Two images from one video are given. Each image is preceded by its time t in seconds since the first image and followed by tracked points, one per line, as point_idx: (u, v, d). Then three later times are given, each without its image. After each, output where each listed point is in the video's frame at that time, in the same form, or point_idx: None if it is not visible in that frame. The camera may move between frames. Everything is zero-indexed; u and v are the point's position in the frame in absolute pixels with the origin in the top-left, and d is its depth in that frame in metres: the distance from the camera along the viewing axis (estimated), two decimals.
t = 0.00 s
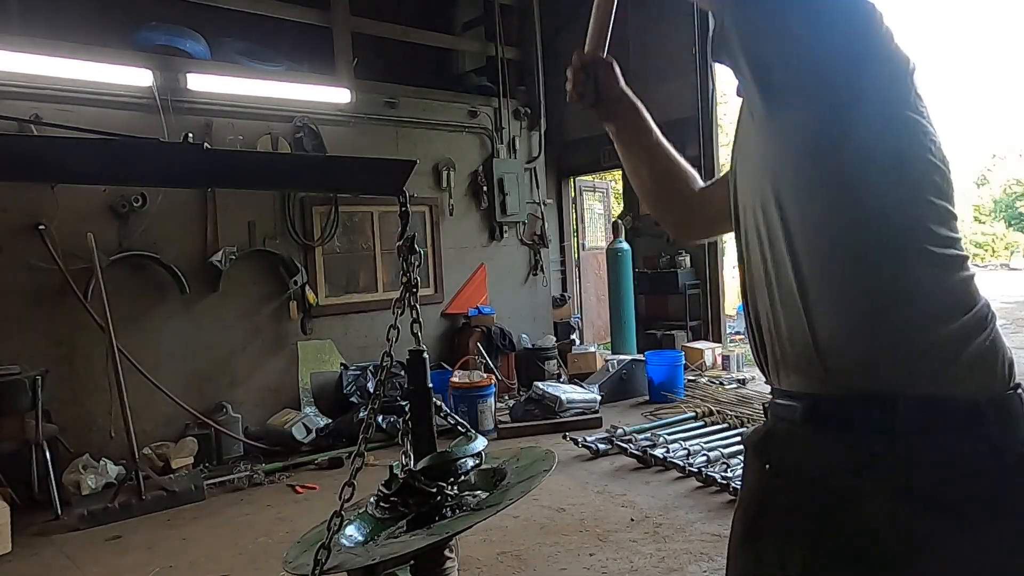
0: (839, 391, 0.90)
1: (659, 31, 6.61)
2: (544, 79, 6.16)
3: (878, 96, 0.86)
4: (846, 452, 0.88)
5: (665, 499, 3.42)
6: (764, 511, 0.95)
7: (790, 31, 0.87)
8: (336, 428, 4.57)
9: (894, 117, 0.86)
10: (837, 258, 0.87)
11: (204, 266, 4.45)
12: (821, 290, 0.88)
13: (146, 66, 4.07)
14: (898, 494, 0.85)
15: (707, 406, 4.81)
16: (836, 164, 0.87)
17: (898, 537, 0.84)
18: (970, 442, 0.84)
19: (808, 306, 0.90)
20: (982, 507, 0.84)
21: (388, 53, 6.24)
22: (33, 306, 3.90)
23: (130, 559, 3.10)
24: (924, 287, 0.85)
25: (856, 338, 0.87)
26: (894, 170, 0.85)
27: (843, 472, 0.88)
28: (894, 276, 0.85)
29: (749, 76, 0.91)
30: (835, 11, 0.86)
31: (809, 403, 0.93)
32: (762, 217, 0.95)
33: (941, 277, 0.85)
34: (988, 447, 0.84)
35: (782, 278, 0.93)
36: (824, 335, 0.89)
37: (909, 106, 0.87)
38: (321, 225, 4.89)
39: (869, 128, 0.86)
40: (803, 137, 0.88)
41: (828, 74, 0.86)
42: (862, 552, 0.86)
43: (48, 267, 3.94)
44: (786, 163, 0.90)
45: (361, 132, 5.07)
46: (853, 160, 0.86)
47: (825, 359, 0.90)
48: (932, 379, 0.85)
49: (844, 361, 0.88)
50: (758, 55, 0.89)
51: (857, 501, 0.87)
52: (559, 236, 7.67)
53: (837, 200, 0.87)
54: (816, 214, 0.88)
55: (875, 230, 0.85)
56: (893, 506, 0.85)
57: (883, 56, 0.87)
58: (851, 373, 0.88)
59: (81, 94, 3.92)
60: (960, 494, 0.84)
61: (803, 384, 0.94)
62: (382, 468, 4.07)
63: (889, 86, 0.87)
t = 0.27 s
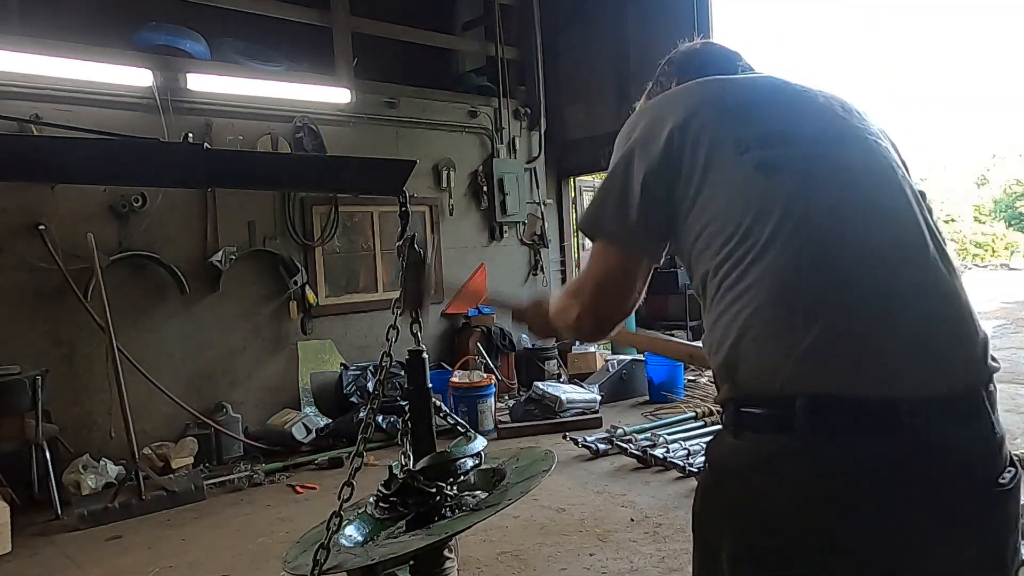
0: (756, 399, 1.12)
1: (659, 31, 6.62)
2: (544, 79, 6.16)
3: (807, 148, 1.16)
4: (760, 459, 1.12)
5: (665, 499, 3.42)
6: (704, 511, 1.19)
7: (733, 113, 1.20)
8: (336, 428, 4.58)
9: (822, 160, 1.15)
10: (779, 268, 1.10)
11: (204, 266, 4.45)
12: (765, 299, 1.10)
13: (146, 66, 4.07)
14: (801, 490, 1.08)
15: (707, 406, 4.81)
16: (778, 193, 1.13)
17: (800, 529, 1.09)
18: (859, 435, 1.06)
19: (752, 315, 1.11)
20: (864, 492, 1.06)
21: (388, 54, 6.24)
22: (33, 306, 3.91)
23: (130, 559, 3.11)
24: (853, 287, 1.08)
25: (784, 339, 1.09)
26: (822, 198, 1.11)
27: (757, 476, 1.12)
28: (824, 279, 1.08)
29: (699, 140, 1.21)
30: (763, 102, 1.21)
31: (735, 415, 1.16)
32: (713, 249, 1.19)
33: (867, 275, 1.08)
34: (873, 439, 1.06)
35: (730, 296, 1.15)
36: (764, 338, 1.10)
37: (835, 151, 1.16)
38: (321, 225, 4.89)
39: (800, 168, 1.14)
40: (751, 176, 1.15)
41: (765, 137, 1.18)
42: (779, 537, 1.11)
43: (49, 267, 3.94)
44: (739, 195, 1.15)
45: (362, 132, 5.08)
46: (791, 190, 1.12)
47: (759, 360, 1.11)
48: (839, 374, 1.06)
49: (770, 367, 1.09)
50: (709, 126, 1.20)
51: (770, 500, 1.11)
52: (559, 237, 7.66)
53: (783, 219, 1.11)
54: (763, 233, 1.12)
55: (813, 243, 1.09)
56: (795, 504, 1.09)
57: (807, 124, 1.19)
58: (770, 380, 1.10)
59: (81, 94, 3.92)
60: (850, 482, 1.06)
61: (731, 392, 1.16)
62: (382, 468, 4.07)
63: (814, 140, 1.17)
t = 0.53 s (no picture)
0: (713, 393, 1.12)
1: (659, 31, 6.63)
2: (543, 79, 6.16)
3: (775, 132, 1.10)
4: (718, 451, 1.13)
5: (665, 499, 3.42)
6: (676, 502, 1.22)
7: (702, 101, 1.16)
8: (336, 428, 4.58)
9: (790, 144, 1.09)
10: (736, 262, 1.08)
11: (204, 266, 4.45)
12: (720, 296, 1.10)
13: (146, 66, 4.07)
14: (750, 482, 1.09)
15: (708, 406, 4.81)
16: (739, 186, 1.09)
17: (752, 521, 1.10)
18: (803, 430, 1.05)
19: (707, 313, 1.11)
20: (810, 485, 1.05)
21: (388, 53, 6.24)
22: (33, 307, 3.91)
23: (130, 559, 3.10)
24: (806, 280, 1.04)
25: (735, 334, 1.08)
26: (785, 187, 1.07)
27: (715, 467, 1.13)
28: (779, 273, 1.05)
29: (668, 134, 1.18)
30: (736, 83, 1.15)
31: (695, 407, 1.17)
32: (677, 243, 1.17)
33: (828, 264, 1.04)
34: (821, 434, 1.04)
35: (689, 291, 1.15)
36: (716, 337, 1.10)
37: (809, 134, 1.09)
38: (321, 225, 4.90)
39: (764, 156, 1.09)
40: (713, 169, 1.12)
41: (731, 124, 1.13)
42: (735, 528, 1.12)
43: (49, 267, 3.94)
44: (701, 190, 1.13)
45: (362, 132, 5.07)
46: (752, 183, 1.08)
47: (713, 354, 1.11)
48: (786, 369, 1.04)
49: (723, 363, 1.10)
50: (677, 118, 1.18)
51: (725, 490, 1.12)
52: (559, 237, 7.67)
53: (742, 214, 1.09)
54: (721, 227, 1.10)
55: (771, 236, 1.06)
56: (747, 496, 1.10)
57: (782, 101, 1.12)
58: (722, 376, 1.10)
59: (81, 94, 3.92)
60: (795, 475, 1.06)
61: (691, 387, 1.17)
62: (382, 468, 4.07)
63: (785, 121, 1.10)
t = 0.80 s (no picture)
0: (753, 398, 1.11)
1: (659, 32, 6.64)
2: (543, 79, 6.16)
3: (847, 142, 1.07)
4: (753, 455, 1.12)
5: (665, 499, 3.42)
6: (703, 497, 1.23)
7: (772, 98, 1.12)
8: (337, 428, 4.58)
9: (861, 157, 1.06)
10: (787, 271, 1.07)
11: (204, 266, 4.45)
12: (770, 300, 1.09)
13: (146, 66, 4.07)
14: (784, 489, 1.07)
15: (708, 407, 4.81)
16: (804, 194, 1.07)
17: (781, 525, 1.09)
18: (837, 439, 1.04)
19: (754, 316, 1.11)
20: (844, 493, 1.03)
21: (388, 54, 6.24)
22: (33, 306, 3.90)
23: (130, 559, 3.10)
24: (857, 294, 1.03)
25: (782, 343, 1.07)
26: (848, 201, 1.05)
27: (747, 471, 1.13)
28: (832, 287, 1.04)
29: (734, 129, 1.15)
30: (811, 82, 1.11)
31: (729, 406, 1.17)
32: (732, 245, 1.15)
33: (882, 283, 1.02)
34: (852, 443, 1.03)
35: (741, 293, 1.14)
36: (763, 342, 1.09)
37: (880, 148, 1.06)
38: (321, 225, 4.90)
39: (830, 166, 1.06)
40: (780, 173, 1.09)
41: (801, 127, 1.09)
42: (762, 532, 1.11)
43: (49, 267, 3.94)
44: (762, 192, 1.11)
45: (362, 132, 5.07)
46: (816, 193, 1.06)
47: (757, 358, 1.10)
48: (833, 381, 1.03)
49: (767, 368, 1.09)
50: (743, 115, 1.14)
51: (759, 495, 1.11)
52: (559, 236, 7.66)
53: (803, 223, 1.06)
54: (777, 234, 1.08)
55: (833, 251, 1.04)
56: (778, 501, 1.09)
57: (857, 110, 1.08)
58: (763, 383, 1.10)
59: (81, 94, 3.92)
60: (824, 484, 1.04)
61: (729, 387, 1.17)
62: (382, 469, 4.07)
63: (855, 131, 1.07)
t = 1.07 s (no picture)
0: (824, 393, 1.07)
1: (658, 32, 6.64)
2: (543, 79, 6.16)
3: (950, 132, 1.00)
4: (818, 451, 1.08)
5: (665, 499, 3.42)
6: (757, 493, 1.19)
7: (869, 81, 1.05)
8: (337, 428, 4.58)
9: (964, 152, 0.99)
10: (869, 263, 1.01)
11: (203, 266, 4.45)
12: (851, 293, 1.02)
13: (146, 66, 4.07)
14: (849, 486, 1.03)
15: (707, 407, 4.81)
16: (897, 184, 1.00)
17: (842, 525, 1.04)
18: (910, 436, 0.99)
19: (829, 310, 1.05)
20: (914, 493, 0.98)
21: (388, 54, 6.24)
22: (32, 306, 3.90)
23: (131, 559, 3.10)
24: (947, 292, 0.96)
25: (860, 338, 1.01)
26: (946, 195, 0.98)
27: (809, 467, 1.09)
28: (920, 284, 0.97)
29: (823, 112, 1.08)
30: (915, 62, 1.04)
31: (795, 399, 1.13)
32: (810, 234, 1.09)
33: (976, 285, 0.95)
34: (923, 445, 0.98)
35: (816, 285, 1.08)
36: (838, 337, 1.04)
37: (985, 143, 0.99)
38: (321, 225, 4.90)
39: (928, 157, 1.00)
40: (873, 160, 1.02)
41: (900, 113, 1.02)
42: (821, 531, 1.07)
43: (49, 267, 3.94)
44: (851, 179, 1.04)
45: (362, 132, 5.07)
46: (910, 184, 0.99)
47: (830, 352, 1.05)
48: (915, 381, 0.97)
49: (841, 364, 1.04)
50: (835, 96, 1.07)
51: (823, 493, 1.07)
52: (559, 236, 7.67)
53: (892, 211, 1.00)
54: (862, 225, 1.02)
55: (922, 246, 0.98)
56: (838, 500, 1.04)
57: (962, 100, 1.01)
58: (836, 379, 1.05)
59: (81, 94, 3.92)
60: (892, 482, 0.99)
61: (796, 381, 1.13)
62: (382, 469, 4.06)
63: (958, 122, 1.00)
